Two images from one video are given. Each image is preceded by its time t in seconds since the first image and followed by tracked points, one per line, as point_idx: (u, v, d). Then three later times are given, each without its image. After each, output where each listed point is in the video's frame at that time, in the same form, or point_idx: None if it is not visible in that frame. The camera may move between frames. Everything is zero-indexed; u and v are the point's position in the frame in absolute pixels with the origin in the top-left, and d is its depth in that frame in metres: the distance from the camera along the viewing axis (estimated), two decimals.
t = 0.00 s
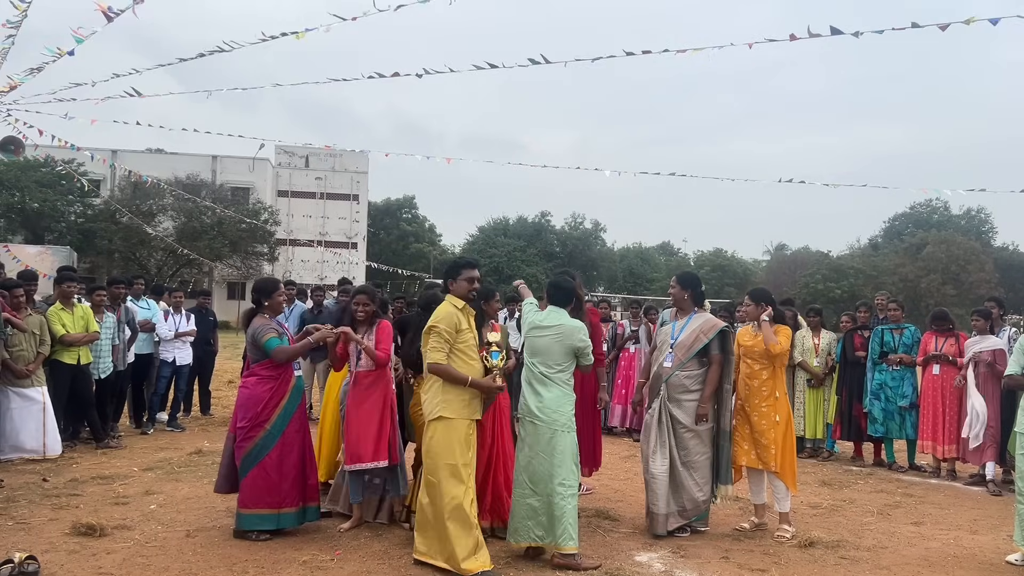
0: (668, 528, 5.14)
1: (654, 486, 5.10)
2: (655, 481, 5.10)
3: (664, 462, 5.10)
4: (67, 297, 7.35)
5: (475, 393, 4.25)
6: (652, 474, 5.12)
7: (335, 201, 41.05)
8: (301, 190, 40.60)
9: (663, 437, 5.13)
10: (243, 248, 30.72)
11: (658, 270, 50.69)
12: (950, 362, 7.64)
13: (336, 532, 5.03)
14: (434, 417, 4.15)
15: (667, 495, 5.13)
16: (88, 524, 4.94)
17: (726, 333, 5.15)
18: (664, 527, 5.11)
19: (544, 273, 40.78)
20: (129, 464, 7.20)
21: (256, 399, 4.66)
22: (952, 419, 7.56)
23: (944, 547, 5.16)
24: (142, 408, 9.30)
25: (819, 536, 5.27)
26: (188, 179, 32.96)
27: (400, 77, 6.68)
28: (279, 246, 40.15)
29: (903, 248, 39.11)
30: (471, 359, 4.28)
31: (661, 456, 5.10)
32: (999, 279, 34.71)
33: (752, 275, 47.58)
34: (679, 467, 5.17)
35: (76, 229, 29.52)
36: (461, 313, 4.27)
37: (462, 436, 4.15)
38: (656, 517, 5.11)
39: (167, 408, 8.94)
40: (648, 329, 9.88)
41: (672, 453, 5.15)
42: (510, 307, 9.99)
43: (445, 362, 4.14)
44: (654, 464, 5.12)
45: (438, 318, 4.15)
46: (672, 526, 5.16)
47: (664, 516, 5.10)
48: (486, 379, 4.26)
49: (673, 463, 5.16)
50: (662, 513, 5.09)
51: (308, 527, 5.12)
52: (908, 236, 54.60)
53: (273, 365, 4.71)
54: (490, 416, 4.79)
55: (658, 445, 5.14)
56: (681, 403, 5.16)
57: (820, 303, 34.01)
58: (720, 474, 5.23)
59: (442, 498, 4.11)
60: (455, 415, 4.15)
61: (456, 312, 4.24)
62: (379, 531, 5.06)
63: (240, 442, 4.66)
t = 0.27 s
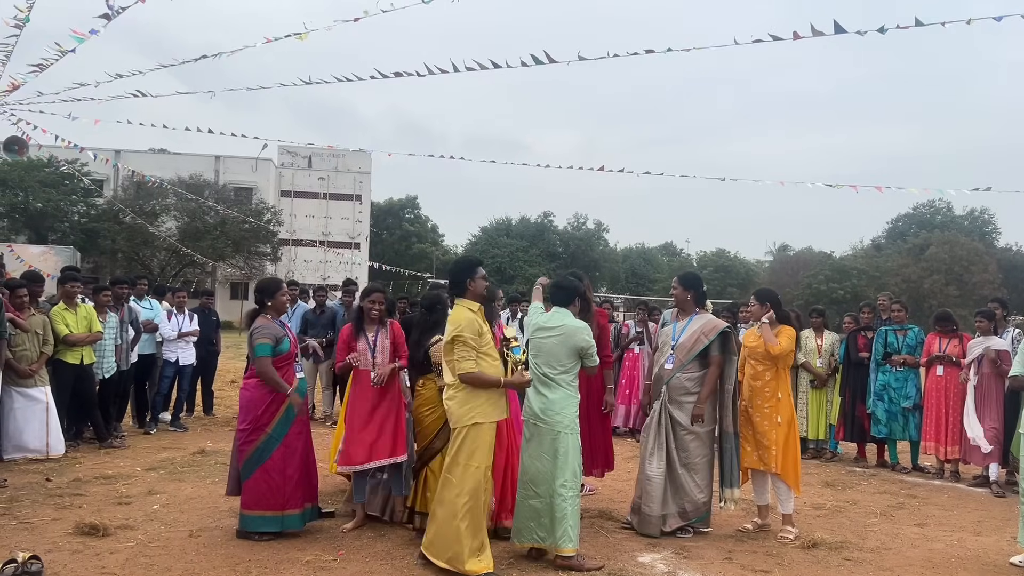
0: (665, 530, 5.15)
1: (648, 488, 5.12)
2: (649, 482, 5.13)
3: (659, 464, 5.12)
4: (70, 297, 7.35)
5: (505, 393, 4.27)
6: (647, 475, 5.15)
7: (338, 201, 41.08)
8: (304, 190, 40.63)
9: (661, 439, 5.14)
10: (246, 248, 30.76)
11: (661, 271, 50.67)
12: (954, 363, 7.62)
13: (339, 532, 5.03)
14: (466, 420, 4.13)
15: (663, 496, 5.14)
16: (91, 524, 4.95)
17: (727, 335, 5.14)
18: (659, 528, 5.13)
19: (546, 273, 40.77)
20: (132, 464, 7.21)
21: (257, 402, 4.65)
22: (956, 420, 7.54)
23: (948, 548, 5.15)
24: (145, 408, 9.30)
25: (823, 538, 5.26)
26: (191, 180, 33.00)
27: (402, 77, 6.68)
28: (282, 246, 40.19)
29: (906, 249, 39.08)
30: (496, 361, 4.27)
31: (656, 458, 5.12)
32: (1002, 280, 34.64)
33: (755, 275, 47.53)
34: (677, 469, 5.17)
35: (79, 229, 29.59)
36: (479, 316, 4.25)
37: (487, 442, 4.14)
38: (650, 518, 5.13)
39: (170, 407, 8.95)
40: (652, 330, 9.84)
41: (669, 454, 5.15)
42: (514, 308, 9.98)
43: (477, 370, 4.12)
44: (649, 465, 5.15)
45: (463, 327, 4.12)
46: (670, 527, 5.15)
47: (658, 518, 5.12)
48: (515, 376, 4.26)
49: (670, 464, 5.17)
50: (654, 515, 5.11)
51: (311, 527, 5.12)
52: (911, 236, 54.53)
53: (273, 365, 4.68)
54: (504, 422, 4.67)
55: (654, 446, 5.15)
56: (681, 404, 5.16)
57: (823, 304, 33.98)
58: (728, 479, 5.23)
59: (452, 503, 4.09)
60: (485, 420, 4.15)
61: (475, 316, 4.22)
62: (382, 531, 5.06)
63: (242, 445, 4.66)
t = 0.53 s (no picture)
0: (662, 528, 5.13)
1: (646, 486, 5.11)
2: (648, 481, 5.11)
3: (657, 462, 5.10)
4: (72, 296, 7.35)
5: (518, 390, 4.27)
6: (645, 473, 5.14)
7: (340, 201, 41.08)
8: (306, 190, 40.64)
9: (660, 438, 5.12)
10: (248, 247, 30.78)
11: (663, 271, 50.64)
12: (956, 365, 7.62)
13: (340, 532, 5.04)
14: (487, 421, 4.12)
15: (661, 495, 5.13)
16: (92, 523, 4.95)
17: (725, 332, 5.14)
18: (656, 527, 5.12)
19: (548, 273, 40.76)
20: (133, 464, 7.20)
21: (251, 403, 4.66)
22: (958, 421, 7.54)
23: (950, 549, 5.14)
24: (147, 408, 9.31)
25: (824, 539, 5.26)
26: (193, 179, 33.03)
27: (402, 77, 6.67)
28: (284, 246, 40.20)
29: (908, 249, 39.04)
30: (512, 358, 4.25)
31: (655, 456, 5.11)
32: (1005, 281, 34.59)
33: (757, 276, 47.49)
34: (675, 468, 5.15)
35: (81, 228, 29.63)
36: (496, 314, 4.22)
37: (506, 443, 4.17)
38: (647, 516, 5.11)
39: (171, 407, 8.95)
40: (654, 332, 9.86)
41: (668, 452, 5.13)
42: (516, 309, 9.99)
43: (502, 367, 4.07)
44: (648, 463, 5.14)
45: (487, 324, 4.08)
46: (667, 527, 5.14)
47: (655, 516, 5.11)
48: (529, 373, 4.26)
49: (668, 463, 5.15)
50: (651, 513, 5.10)
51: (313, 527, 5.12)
52: (913, 237, 54.48)
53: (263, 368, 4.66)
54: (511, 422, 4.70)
55: (654, 444, 5.13)
56: (681, 403, 5.15)
57: (825, 305, 33.95)
58: (726, 477, 5.21)
59: (469, 508, 4.09)
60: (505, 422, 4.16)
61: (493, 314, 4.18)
62: (383, 531, 5.06)
63: (239, 445, 4.68)
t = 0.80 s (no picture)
0: (663, 528, 5.13)
1: (648, 485, 5.11)
2: (650, 480, 5.11)
3: (658, 462, 5.10)
4: (73, 296, 7.36)
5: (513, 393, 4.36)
6: (648, 473, 5.13)
7: (341, 200, 41.11)
8: (307, 190, 40.67)
9: (660, 437, 5.13)
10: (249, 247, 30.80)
11: (664, 271, 50.65)
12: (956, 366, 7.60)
13: (341, 531, 5.04)
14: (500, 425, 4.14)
15: (661, 494, 5.12)
16: (93, 522, 4.95)
17: (723, 332, 5.16)
18: (658, 527, 5.11)
19: (549, 273, 40.78)
20: (134, 463, 7.21)
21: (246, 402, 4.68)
22: (958, 423, 7.55)
23: (950, 550, 5.14)
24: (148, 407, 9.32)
25: (824, 539, 5.26)
26: (194, 179, 33.05)
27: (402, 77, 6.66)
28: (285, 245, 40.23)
29: (909, 250, 39.02)
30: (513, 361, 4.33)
31: (656, 455, 5.11)
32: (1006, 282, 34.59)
33: (759, 276, 47.48)
34: (675, 467, 5.15)
35: (83, 228, 29.67)
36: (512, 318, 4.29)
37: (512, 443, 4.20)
38: (650, 516, 5.11)
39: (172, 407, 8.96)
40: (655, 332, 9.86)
41: (669, 452, 5.14)
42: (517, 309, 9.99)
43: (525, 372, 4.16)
44: (649, 462, 5.14)
45: (516, 328, 4.17)
46: (668, 527, 5.14)
47: (657, 516, 5.10)
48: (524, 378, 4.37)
49: (669, 462, 5.15)
50: (654, 513, 5.09)
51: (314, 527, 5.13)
52: (914, 238, 54.48)
53: (256, 367, 4.65)
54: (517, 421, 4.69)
55: (655, 443, 5.14)
56: (681, 403, 5.17)
57: (826, 306, 33.96)
58: (716, 475, 5.15)
59: (482, 511, 4.10)
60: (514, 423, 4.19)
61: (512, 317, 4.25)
62: (383, 531, 5.07)
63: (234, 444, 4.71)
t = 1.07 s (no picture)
0: (665, 529, 5.14)
1: (650, 486, 5.11)
2: (651, 481, 5.12)
3: (660, 463, 5.11)
4: (73, 294, 7.37)
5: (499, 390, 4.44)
6: (649, 474, 5.13)
7: (341, 200, 41.13)
8: (307, 189, 40.69)
9: (661, 438, 5.13)
10: (249, 246, 30.81)
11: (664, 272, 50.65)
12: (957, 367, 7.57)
13: (340, 531, 5.05)
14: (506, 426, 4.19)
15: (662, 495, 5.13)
16: (93, 521, 4.96)
17: (721, 332, 5.16)
18: (660, 528, 5.12)
19: (549, 274, 40.79)
20: (134, 462, 7.21)
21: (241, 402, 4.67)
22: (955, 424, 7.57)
23: (949, 551, 5.14)
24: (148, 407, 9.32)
25: (823, 540, 5.27)
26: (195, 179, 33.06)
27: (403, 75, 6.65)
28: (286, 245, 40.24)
29: (909, 252, 39.00)
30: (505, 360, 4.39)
31: (658, 456, 5.11)
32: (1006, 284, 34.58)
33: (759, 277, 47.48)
34: (675, 468, 5.15)
35: (83, 227, 29.69)
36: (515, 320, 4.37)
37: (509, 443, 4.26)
38: (652, 517, 5.12)
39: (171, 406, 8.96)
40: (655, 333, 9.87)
41: (669, 453, 5.14)
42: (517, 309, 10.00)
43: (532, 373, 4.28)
44: (651, 463, 5.14)
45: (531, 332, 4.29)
46: (668, 527, 5.15)
47: (659, 517, 5.11)
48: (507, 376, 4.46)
49: (669, 463, 5.15)
50: (656, 514, 5.10)
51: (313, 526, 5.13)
52: (914, 239, 54.48)
53: (252, 367, 4.65)
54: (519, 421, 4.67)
55: (656, 444, 5.14)
56: (680, 404, 5.17)
57: (827, 306, 33.97)
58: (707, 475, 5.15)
59: (490, 513, 4.11)
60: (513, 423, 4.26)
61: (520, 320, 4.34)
62: (382, 530, 5.07)
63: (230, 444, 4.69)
